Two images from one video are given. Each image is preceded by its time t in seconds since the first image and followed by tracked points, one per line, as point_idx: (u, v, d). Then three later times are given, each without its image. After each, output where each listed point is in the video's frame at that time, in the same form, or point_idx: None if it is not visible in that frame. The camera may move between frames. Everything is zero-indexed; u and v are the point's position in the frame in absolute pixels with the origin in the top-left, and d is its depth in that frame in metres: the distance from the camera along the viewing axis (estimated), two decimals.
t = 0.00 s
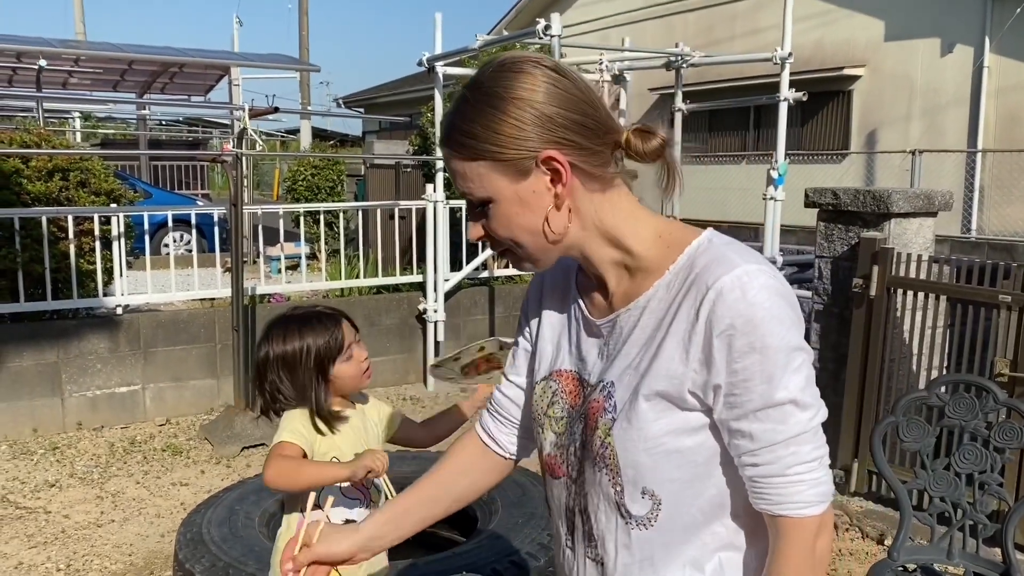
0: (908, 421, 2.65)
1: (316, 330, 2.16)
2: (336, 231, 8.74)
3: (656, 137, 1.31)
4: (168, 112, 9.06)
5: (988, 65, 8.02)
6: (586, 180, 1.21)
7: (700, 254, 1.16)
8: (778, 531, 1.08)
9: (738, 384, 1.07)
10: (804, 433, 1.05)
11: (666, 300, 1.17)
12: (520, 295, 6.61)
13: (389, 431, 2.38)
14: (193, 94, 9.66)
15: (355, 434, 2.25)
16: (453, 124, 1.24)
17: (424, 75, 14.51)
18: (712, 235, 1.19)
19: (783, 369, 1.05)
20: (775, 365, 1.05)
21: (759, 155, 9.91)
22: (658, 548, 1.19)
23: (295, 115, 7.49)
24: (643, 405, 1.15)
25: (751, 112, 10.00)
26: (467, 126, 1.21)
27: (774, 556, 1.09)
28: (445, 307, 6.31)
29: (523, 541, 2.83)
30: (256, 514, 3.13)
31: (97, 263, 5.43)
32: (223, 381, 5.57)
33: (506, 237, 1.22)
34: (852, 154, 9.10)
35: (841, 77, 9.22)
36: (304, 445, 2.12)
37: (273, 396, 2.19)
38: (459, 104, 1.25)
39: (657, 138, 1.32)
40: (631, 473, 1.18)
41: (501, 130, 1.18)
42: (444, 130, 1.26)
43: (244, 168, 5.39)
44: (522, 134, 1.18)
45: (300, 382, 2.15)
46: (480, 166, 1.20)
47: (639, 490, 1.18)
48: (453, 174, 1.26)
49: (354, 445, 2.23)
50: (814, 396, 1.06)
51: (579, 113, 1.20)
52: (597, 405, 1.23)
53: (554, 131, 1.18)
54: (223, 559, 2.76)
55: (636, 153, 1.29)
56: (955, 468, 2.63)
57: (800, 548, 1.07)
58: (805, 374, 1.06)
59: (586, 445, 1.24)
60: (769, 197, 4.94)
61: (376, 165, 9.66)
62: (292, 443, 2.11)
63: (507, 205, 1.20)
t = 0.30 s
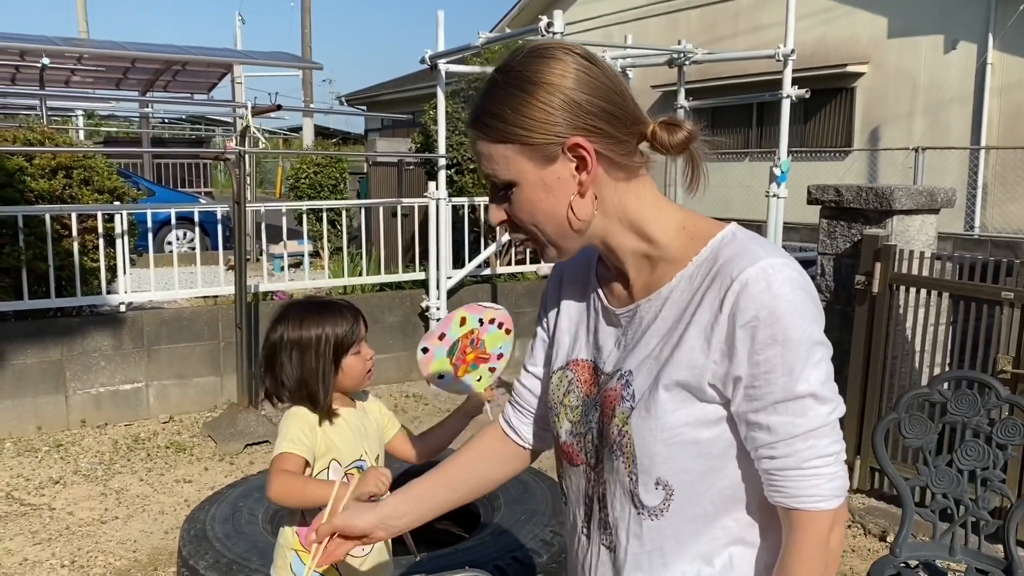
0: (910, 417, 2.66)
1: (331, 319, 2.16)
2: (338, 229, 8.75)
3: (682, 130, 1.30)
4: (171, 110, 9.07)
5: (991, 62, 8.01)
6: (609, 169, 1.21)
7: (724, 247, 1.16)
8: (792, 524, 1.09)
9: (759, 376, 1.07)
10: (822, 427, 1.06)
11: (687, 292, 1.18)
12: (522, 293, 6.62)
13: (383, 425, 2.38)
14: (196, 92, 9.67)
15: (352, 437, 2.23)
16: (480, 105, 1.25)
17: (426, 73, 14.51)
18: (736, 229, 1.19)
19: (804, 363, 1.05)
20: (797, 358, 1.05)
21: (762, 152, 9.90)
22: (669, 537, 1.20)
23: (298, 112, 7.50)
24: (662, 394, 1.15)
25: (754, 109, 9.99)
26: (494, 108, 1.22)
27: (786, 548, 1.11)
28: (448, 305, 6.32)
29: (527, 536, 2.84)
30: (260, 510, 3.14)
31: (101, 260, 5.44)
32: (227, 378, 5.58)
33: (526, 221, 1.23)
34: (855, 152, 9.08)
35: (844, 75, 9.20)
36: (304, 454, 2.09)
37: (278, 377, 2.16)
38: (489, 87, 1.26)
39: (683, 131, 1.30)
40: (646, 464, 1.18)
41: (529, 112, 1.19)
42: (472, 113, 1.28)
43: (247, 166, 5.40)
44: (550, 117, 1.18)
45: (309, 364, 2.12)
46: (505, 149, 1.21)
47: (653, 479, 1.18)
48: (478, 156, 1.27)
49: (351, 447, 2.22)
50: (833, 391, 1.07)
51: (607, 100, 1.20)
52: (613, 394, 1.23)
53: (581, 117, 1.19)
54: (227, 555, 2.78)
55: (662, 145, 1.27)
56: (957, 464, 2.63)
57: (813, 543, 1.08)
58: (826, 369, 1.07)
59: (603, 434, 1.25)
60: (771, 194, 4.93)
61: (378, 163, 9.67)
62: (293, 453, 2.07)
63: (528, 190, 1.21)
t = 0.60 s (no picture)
0: (913, 413, 2.66)
1: (339, 313, 2.14)
2: (340, 226, 8.76)
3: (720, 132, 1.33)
4: (173, 107, 9.08)
5: (994, 59, 8.00)
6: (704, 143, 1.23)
7: (751, 236, 1.16)
8: (809, 512, 1.08)
9: (783, 361, 1.06)
10: (842, 414, 1.05)
11: (711, 276, 1.17)
12: (524, 290, 6.63)
13: (376, 424, 2.32)
14: (198, 89, 9.67)
15: (350, 437, 2.18)
16: (608, 36, 1.15)
17: (428, 70, 14.51)
18: (763, 221, 1.20)
19: (828, 350, 1.05)
20: (821, 345, 1.05)
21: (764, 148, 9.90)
22: (677, 520, 1.18)
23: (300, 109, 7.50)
24: (681, 374, 1.14)
25: (756, 106, 9.98)
26: (635, 41, 1.14)
27: (804, 535, 1.09)
28: (450, 301, 6.32)
29: (530, 531, 2.85)
30: (263, 506, 3.15)
31: (104, 257, 5.45)
32: (229, 374, 5.60)
33: (640, 167, 1.14)
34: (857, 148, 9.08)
35: (847, 71, 9.19)
36: (302, 464, 2.02)
37: (283, 371, 2.13)
38: (608, 23, 1.17)
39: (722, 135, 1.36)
40: (660, 441, 1.16)
41: (664, 56, 1.14)
42: (588, 42, 1.16)
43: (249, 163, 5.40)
44: (678, 68, 1.15)
45: (316, 358, 2.09)
46: (644, 84, 1.13)
47: (665, 458, 1.16)
48: (588, 88, 1.15)
49: (351, 448, 2.17)
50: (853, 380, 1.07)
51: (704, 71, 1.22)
52: (627, 373, 1.23)
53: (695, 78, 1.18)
54: (231, 551, 2.78)
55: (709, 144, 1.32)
56: (959, 460, 2.64)
57: (830, 530, 1.07)
58: (846, 359, 1.07)
59: (615, 412, 1.25)
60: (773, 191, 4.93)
61: (380, 159, 9.68)
62: (290, 464, 2.01)
63: (653, 135, 1.14)
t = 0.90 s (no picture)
0: (913, 411, 2.67)
1: (333, 312, 2.12)
2: (340, 223, 8.76)
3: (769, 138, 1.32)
4: (173, 104, 9.07)
5: (995, 56, 8.01)
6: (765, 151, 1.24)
7: (790, 241, 1.17)
8: (820, 510, 1.09)
9: (814, 364, 1.07)
10: (862, 421, 1.07)
11: (745, 273, 1.18)
12: (525, 287, 6.63)
13: (368, 418, 2.30)
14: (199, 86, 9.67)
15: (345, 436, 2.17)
16: (716, 23, 1.13)
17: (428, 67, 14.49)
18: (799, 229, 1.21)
19: (857, 358, 1.07)
20: (852, 352, 1.06)
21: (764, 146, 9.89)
22: (685, 506, 1.19)
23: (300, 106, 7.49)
24: (706, 362, 1.14)
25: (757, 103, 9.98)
26: (743, 36, 1.13)
27: (814, 534, 1.10)
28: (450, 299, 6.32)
29: (532, 529, 2.86)
30: (265, 503, 3.16)
31: (105, 254, 5.46)
32: (230, 372, 5.60)
33: (715, 163, 1.15)
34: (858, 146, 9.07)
35: (847, 68, 9.18)
36: (307, 468, 2.02)
37: (273, 364, 2.11)
38: (715, 9, 1.15)
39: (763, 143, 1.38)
40: (678, 424, 1.17)
41: (766, 57, 1.14)
42: (695, 24, 1.14)
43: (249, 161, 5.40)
44: (774, 72, 1.16)
45: (307, 355, 2.08)
46: (740, 83, 1.13)
47: (681, 440, 1.18)
48: (685, 73, 1.13)
49: (346, 446, 2.16)
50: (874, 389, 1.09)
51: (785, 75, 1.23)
52: (650, 356, 1.23)
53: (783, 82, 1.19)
54: (232, 548, 2.79)
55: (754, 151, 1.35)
56: (960, 458, 2.64)
57: (841, 529, 1.08)
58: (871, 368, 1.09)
59: (631, 393, 1.25)
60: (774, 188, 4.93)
61: (380, 156, 9.68)
62: (297, 470, 2.00)
63: (735, 135, 1.15)
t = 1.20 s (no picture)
0: (911, 409, 2.67)
1: (324, 311, 2.12)
2: (340, 221, 8.76)
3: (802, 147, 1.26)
4: (173, 102, 9.06)
5: (995, 53, 8.01)
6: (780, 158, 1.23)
7: (803, 239, 1.17)
8: (821, 508, 1.09)
9: (819, 361, 1.06)
10: (867, 420, 1.06)
11: (756, 268, 1.18)
12: (524, 285, 6.63)
13: (362, 412, 2.29)
14: (198, 83, 9.65)
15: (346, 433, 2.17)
16: (732, 22, 1.14)
17: (427, 65, 14.48)
18: (814, 228, 1.21)
19: (864, 356, 1.06)
20: (859, 350, 1.06)
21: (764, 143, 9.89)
22: (689, 498, 1.20)
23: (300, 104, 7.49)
24: (713, 355, 1.15)
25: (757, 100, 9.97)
26: (755, 38, 1.13)
27: (815, 533, 1.10)
28: (450, 296, 6.32)
29: (532, 526, 2.86)
30: (264, 501, 3.17)
31: (104, 252, 5.46)
32: (229, 370, 5.61)
33: (705, 157, 1.17)
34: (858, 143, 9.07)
35: (847, 66, 9.17)
36: (326, 461, 2.03)
37: (261, 357, 2.11)
38: (737, 9, 1.16)
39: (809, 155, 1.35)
40: (681, 416, 1.18)
41: (772, 60, 1.14)
42: (710, 21, 1.16)
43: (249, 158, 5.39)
44: (784, 77, 1.15)
45: (294, 349, 2.07)
46: (742, 83, 1.14)
47: (684, 431, 1.19)
48: (690, 66, 1.16)
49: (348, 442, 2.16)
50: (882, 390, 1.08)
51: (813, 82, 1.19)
52: (658, 347, 1.24)
53: (798, 88, 1.17)
54: (231, 546, 2.79)
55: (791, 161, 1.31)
56: (957, 456, 2.64)
57: (841, 527, 1.08)
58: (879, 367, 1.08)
59: (637, 383, 1.26)
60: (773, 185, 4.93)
61: (380, 154, 9.67)
62: (318, 466, 2.01)
63: (732, 134, 1.16)
